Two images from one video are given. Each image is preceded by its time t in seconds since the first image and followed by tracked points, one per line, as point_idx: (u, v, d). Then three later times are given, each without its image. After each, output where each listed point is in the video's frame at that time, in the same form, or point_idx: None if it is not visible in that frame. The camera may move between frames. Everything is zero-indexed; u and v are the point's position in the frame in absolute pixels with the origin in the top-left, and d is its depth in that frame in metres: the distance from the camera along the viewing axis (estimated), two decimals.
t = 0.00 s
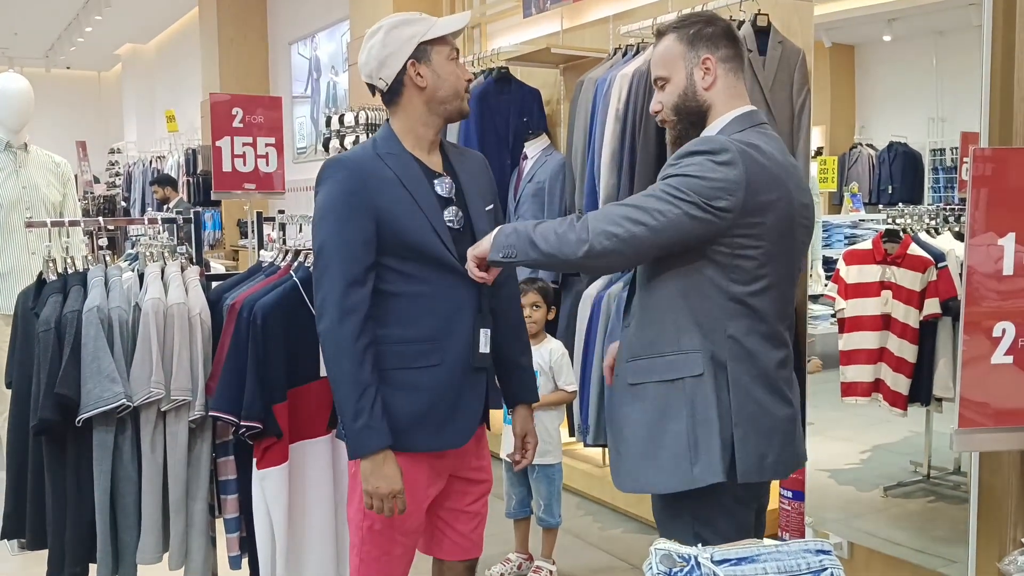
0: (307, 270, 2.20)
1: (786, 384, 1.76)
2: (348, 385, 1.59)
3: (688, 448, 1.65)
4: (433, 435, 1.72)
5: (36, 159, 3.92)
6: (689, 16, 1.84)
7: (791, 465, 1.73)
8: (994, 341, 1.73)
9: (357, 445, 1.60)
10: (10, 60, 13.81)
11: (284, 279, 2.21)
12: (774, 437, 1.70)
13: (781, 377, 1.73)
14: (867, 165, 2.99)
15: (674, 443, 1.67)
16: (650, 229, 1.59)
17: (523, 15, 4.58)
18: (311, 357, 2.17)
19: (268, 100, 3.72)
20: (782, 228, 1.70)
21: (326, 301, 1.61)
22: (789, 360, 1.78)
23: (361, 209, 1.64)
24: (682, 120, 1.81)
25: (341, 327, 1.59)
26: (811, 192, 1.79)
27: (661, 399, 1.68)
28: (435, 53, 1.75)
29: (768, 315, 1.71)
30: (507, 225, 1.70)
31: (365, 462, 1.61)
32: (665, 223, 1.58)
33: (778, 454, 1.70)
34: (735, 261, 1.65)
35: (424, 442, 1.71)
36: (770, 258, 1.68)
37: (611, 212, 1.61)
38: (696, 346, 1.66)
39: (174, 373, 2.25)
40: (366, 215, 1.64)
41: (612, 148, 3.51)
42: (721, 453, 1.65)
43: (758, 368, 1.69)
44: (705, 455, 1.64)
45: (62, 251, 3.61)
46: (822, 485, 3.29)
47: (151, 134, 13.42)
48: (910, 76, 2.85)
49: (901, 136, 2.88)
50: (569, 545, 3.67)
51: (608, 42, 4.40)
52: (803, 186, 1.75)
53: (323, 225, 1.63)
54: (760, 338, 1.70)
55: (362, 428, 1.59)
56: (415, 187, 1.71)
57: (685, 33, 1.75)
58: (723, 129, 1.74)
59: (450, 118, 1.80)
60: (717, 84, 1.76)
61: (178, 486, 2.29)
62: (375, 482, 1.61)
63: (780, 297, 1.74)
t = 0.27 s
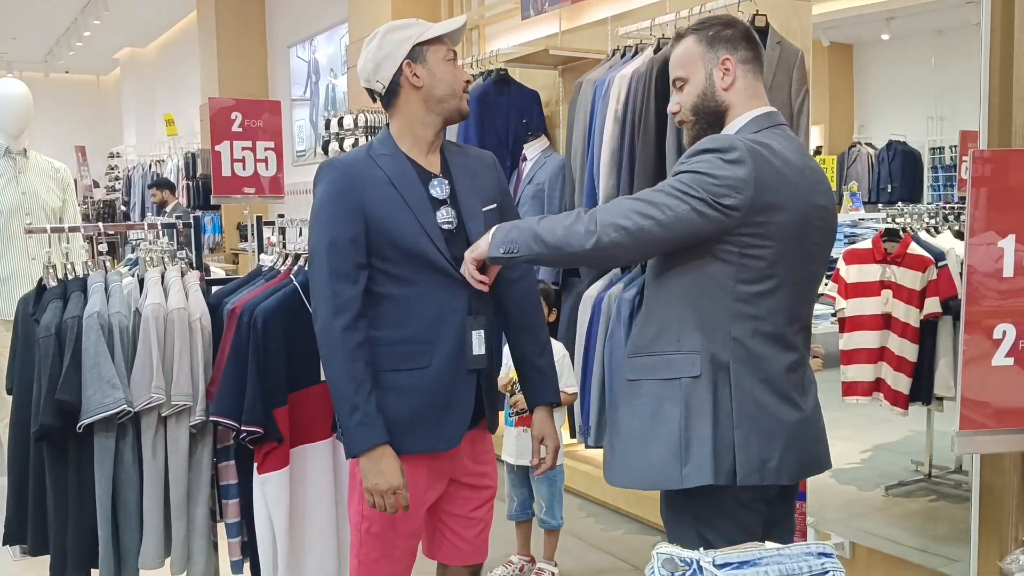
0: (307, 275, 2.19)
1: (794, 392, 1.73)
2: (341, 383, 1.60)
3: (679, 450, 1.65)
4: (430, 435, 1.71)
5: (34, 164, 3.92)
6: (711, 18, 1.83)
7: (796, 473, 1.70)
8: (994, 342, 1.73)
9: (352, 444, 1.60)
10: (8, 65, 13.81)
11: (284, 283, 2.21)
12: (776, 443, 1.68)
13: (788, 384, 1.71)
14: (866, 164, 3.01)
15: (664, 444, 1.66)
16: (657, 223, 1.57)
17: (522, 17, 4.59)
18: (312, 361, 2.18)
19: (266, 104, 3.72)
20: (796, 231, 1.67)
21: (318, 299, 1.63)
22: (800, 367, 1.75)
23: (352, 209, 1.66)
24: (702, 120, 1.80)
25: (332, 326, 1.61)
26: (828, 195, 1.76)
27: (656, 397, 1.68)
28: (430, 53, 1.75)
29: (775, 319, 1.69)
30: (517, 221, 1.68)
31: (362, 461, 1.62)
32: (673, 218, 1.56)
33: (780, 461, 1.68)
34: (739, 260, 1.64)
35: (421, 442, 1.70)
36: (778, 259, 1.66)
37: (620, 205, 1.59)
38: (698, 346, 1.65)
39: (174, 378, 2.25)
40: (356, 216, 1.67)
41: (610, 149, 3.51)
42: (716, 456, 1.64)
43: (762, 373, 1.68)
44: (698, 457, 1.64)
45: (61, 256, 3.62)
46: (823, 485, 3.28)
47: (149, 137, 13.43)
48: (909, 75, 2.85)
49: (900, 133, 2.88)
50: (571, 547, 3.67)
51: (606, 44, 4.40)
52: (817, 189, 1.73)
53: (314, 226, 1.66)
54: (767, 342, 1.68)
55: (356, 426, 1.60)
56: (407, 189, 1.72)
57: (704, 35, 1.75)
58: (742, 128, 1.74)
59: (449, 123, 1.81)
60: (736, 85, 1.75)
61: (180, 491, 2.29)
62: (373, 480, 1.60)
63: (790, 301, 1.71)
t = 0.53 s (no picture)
0: (306, 285, 2.19)
1: (830, 395, 1.63)
2: (332, 391, 1.60)
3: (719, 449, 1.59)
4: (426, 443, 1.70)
5: (34, 176, 3.93)
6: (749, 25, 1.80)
7: (824, 480, 1.61)
8: (993, 346, 1.73)
9: (343, 452, 1.59)
10: (6, 76, 13.84)
11: (284, 292, 2.21)
12: (804, 446, 1.59)
13: (819, 387, 1.61)
14: (865, 168, 3.00)
15: (707, 444, 1.60)
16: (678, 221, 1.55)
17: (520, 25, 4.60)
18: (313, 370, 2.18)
19: (265, 114, 3.74)
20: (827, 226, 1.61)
21: (315, 308, 1.64)
22: (835, 371, 1.64)
23: (348, 216, 1.67)
24: (733, 124, 1.77)
25: (328, 333, 1.61)
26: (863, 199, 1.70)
27: (694, 399, 1.62)
28: (431, 62, 1.77)
29: (806, 318, 1.60)
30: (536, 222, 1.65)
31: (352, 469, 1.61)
32: (693, 214, 1.54)
33: (806, 465, 1.58)
34: (763, 257, 1.58)
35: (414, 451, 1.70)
36: (808, 256, 1.59)
37: (640, 204, 1.57)
38: (731, 343, 1.59)
39: (174, 389, 2.25)
40: (353, 222, 1.67)
41: (609, 156, 3.52)
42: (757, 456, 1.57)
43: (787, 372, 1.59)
44: (739, 457, 1.57)
45: (61, 268, 3.62)
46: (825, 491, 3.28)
47: (147, 147, 13.45)
48: (908, 80, 2.87)
49: (897, 139, 2.89)
50: (572, 555, 3.66)
51: (604, 51, 4.41)
52: (850, 191, 1.67)
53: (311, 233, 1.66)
54: (796, 341, 1.59)
55: (346, 434, 1.60)
56: (404, 196, 1.72)
57: (741, 41, 1.70)
58: (774, 132, 1.70)
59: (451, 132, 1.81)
60: (769, 93, 1.72)
61: (180, 502, 2.28)
62: (365, 490, 1.60)
63: (824, 299, 1.62)
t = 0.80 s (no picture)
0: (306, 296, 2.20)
1: (841, 405, 1.62)
2: (334, 403, 1.60)
3: (727, 457, 1.60)
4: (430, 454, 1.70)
5: (34, 189, 3.93)
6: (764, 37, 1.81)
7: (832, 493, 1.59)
8: (993, 355, 1.73)
9: (346, 464, 1.59)
10: (7, 89, 13.89)
11: (284, 304, 2.22)
12: (812, 457, 1.58)
13: (827, 398, 1.60)
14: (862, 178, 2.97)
15: (718, 451, 1.61)
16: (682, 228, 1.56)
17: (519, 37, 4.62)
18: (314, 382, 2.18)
19: (264, 126, 3.75)
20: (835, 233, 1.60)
21: (316, 320, 1.63)
22: (845, 381, 1.63)
23: (350, 228, 1.66)
24: (747, 135, 1.78)
25: (329, 346, 1.60)
26: (876, 207, 1.69)
27: (708, 409, 1.63)
28: (435, 76, 1.77)
29: (814, 326, 1.59)
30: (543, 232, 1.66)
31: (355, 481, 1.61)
32: (698, 221, 1.54)
33: (814, 476, 1.57)
34: (770, 267, 1.58)
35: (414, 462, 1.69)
36: (817, 263, 1.58)
37: (645, 211, 1.58)
38: (738, 351, 1.60)
39: (174, 402, 2.25)
40: (357, 235, 1.67)
41: (609, 167, 3.52)
42: (762, 465, 1.57)
43: (794, 380, 1.58)
44: (744, 465, 1.58)
45: (61, 281, 3.63)
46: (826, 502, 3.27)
47: (147, 160, 13.49)
48: (906, 90, 2.88)
49: (897, 149, 2.89)
50: (573, 567, 3.64)
51: (603, 63, 4.43)
52: (862, 199, 1.66)
53: (314, 245, 1.67)
54: (804, 350, 1.59)
55: (349, 447, 1.59)
56: (408, 207, 1.73)
57: (752, 54, 1.72)
58: (786, 139, 1.71)
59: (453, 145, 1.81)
60: (781, 101, 1.73)
61: (180, 515, 2.28)
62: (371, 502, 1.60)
63: (834, 307, 1.61)
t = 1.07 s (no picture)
0: (306, 307, 2.19)
1: (828, 419, 1.61)
2: (359, 416, 1.57)
3: (696, 468, 1.62)
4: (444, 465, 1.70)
5: (34, 200, 3.93)
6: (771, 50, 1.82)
7: (815, 508, 1.58)
8: (993, 364, 1.73)
9: (373, 477, 1.56)
10: (8, 101, 13.93)
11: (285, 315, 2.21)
12: (791, 471, 1.58)
13: (810, 411, 1.59)
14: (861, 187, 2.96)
15: (688, 461, 1.63)
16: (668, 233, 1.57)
17: (518, 49, 4.64)
18: (313, 393, 2.18)
19: (265, 137, 3.76)
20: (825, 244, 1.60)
21: (336, 331, 1.59)
22: (834, 395, 1.62)
23: (371, 238, 1.63)
24: (746, 142, 1.80)
25: (350, 357, 1.57)
26: (874, 219, 1.68)
27: (679, 418, 1.65)
28: (448, 94, 1.76)
29: (799, 338, 1.59)
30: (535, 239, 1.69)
31: (382, 493, 1.58)
32: (683, 226, 1.56)
33: (792, 490, 1.57)
34: (755, 277, 1.59)
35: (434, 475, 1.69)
36: (801, 272, 1.58)
37: (633, 217, 1.60)
38: (716, 362, 1.60)
39: (174, 413, 2.25)
40: (378, 246, 1.64)
41: (608, 178, 3.53)
42: (728, 479, 1.59)
43: (782, 395, 1.59)
44: (709, 478, 1.59)
45: (61, 292, 3.62)
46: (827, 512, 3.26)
47: (148, 171, 13.52)
48: (905, 100, 2.89)
49: (895, 159, 2.89)
50: None
51: (603, 74, 4.44)
52: (859, 210, 1.65)
53: (333, 256, 1.62)
54: (790, 362, 1.59)
55: (377, 458, 1.56)
56: (424, 220, 1.71)
57: (755, 64, 1.73)
58: (786, 146, 1.71)
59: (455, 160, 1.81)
60: (782, 110, 1.73)
61: (179, 527, 2.27)
62: (397, 512, 1.58)
63: (820, 319, 1.60)
